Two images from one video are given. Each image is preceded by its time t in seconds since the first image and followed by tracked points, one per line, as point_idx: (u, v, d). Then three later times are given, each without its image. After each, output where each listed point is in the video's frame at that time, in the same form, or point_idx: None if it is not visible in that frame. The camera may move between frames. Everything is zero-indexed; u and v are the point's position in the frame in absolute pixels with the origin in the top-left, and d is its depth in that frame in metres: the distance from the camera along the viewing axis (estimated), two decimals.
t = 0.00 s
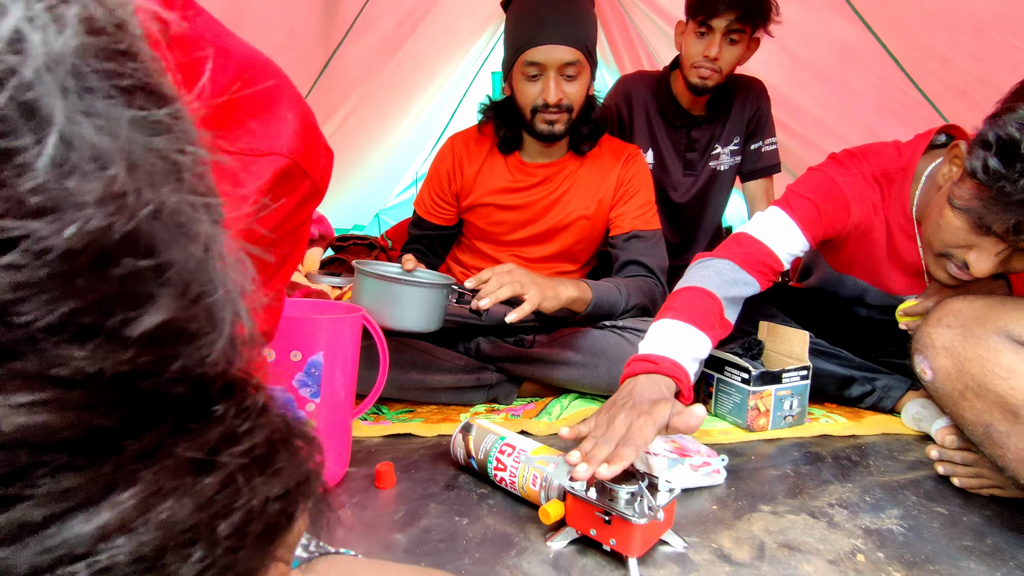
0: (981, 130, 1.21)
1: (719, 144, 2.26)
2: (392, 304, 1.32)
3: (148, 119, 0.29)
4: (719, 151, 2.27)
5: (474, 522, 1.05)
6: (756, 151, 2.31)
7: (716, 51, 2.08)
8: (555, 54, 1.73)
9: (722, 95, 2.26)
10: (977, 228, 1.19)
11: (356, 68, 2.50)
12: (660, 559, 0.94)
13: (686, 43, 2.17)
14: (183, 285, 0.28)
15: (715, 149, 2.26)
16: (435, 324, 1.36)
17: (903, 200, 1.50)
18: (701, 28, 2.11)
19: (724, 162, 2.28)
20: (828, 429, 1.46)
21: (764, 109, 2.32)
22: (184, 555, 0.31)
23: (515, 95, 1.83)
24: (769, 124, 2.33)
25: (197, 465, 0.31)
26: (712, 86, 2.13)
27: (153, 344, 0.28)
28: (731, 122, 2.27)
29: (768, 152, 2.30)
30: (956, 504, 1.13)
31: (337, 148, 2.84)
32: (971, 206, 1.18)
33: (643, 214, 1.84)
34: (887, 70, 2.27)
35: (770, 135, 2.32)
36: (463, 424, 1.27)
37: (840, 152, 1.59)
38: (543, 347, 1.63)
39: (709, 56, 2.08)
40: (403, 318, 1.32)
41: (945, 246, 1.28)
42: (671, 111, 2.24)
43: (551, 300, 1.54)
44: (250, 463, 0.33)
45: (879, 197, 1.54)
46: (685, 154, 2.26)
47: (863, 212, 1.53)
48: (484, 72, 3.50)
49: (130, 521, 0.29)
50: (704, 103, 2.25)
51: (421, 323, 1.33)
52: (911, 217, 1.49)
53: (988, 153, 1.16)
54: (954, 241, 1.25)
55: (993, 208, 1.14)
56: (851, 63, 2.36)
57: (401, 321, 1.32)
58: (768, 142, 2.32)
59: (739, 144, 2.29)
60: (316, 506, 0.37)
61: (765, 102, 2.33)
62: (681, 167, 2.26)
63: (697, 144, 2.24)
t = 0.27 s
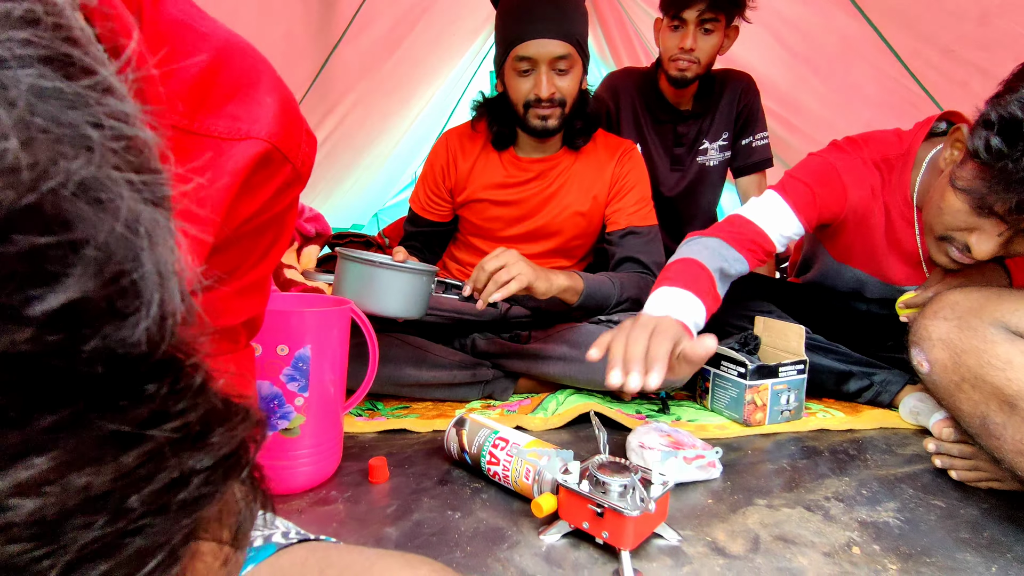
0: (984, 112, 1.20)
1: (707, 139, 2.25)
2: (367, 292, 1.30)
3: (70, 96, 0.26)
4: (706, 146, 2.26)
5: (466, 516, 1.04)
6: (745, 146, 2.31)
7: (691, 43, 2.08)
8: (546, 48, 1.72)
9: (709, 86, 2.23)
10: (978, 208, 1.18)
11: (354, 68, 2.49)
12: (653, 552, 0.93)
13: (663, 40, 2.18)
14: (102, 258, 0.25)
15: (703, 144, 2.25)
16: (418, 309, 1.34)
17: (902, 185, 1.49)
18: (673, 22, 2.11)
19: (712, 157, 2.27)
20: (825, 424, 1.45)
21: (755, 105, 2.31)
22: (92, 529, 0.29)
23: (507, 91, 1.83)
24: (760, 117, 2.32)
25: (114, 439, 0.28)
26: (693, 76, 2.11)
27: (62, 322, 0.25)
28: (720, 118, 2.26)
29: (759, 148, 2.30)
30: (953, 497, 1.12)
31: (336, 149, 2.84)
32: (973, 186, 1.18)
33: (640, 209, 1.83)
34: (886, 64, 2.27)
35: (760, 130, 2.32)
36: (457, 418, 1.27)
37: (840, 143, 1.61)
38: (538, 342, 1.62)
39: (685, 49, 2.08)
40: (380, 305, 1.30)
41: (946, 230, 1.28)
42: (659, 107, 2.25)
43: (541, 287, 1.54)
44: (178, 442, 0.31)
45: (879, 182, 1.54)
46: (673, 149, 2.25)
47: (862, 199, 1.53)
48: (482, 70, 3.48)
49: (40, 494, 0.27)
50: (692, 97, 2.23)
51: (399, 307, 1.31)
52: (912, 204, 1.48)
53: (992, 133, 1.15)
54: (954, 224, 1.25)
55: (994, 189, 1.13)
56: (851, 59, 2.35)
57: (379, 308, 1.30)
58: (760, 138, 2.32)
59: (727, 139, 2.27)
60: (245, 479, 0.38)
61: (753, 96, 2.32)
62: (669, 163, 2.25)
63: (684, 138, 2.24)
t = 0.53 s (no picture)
0: (982, 64, 1.25)
1: (701, 139, 2.25)
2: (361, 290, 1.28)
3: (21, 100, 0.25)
4: (701, 146, 2.25)
5: (464, 521, 1.03)
6: (740, 145, 2.30)
7: (677, 43, 2.08)
8: (542, 46, 1.72)
9: (701, 85, 2.23)
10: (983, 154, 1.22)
11: (352, 72, 2.48)
12: (653, 555, 0.92)
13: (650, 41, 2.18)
14: (51, 238, 0.25)
15: (697, 144, 2.25)
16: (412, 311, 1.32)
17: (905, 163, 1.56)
18: (659, 23, 2.12)
19: (707, 156, 2.26)
20: (826, 424, 1.44)
21: (749, 104, 2.31)
22: (44, 527, 0.28)
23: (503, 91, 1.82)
24: (755, 116, 2.30)
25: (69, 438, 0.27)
26: (683, 75, 2.10)
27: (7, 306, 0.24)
28: (714, 116, 2.26)
29: (754, 147, 2.28)
30: (956, 497, 1.11)
31: (334, 152, 2.83)
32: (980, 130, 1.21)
33: (637, 209, 1.82)
34: (887, 60, 2.27)
35: (755, 129, 2.29)
36: (454, 421, 1.26)
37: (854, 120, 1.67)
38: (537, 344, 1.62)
39: (672, 48, 2.08)
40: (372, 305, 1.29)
41: (955, 185, 1.31)
42: (653, 107, 2.24)
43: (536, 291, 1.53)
44: (140, 441, 0.30)
45: (881, 154, 1.59)
46: (666, 149, 2.24)
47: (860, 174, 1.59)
48: (480, 72, 3.48)
49: None
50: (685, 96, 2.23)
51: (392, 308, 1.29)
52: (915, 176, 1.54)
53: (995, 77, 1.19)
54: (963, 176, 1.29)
55: (1000, 130, 1.16)
56: (851, 57, 2.34)
57: (372, 308, 1.29)
58: (755, 137, 2.29)
59: (721, 139, 2.27)
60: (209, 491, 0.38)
61: (747, 95, 2.32)
62: (663, 163, 2.24)
63: (677, 138, 2.24)
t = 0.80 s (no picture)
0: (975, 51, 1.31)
1: (700, 140, 2.25)
2: (386, 307, 1.27)
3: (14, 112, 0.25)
4: (700, 147, 2.25)
5: (468, 526, 1.03)
6: (739, 146, 2.30)
7: (676, 45, 2.08)
8: (550, 47, 1.71)
9: (699, 86, 2.23)
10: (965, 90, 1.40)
11: (351, 76, 2.49)
12: (657, 559, 0.92)
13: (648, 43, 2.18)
14: (38, 241, 0.25)
15: (696, 145, 2.25)
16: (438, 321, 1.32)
17: (900, 141, 1.65)
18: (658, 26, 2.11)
19: (706, 157, 2.26)
20: (829, 425, 1.44)
21: (747, 104, 2.31)
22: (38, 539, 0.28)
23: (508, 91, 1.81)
24: (753, 116, 2.30)
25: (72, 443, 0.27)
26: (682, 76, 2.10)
27: None
28: (713, 116, 2.26)
29: (753, 148, 2.28)
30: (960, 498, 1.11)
31: (333, 156, 2.83)
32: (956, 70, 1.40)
33: (637, 209, 1.83)
34: (885, 59, 2.28)
35: (754, 131, 2.30)
36: (457, 426, 1.26)
37: (851, 104, 1.77)
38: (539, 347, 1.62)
39: (672, 51, 2.09)
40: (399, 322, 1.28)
41: (946, 126, 1.48)
42: (653, 108, 2.25)
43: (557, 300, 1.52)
44: (132, 454, 0.30)
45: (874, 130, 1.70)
46: (666, 151, 2.24)
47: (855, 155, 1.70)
48: (478, 75, 3.48)
49: None
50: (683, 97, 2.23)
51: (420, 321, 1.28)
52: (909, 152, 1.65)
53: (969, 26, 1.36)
54: (952, 117, 1.46)
55: (976, 63, 1.33)
56: (849, 56, 2.34)
57: (401, 325, 1.28)
58: (754, 138, 2.29)
59: (721, 140, 2.27)
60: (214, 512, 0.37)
61: (745, 96, 2.32)
62: (663, 164, 2.24)
63: (677, 140, 2.24)
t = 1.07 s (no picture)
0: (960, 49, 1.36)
1: (700, 139, 2.26)
2: (405, 317, 1.27)
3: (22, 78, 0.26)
4: (701, 146, 2.25)
5: (471, 526, 1.03)
6: (740, 145, 2.31)
7: (680, 44, 2.07)
8: (567, 53, 1.71)
9: (699, 86, 2.23)
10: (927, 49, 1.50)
11: (350, 78, 2.49)
12: (661, 558, 0.92)
13: (650, 43, 2.17)
14: (37, 204, 0.25)
15: (696, 145, 2.25)
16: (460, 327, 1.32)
17: (878, 130, 1.75)
18: (660, 26, 2.11)
19: (707, 156, 2.27)
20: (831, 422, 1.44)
21: (747, 103, 2.31)
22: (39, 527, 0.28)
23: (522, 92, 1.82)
24: (752, 116, 2.31)
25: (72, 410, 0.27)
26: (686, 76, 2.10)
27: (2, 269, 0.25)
28: (713, 116, 2.26)
29: (754, 147, 2.29)
30: (963, 494, 1.11)
31: (332, 157, 2.83)
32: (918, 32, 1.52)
33: (643, 216, 1.84)
34: (882, 59, 2.30)
35: (755, 129, 2.31)
36: (459, 426, 1.26)
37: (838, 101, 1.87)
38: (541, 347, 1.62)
39: (675, 51, 2.08)
40: (421, 331, 1.27)
41: (914, 87, 1.56)
42: (652, 108, 2.24)
43: (575, 304, 1.53)
44: (133, 425, 0.30)
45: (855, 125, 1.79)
46: (666, 150, 2.25)
47: (837, 144, 1.78)
48: (478, 76, 3.48)
49: None
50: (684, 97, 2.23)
51: (442, 328, 1.28)
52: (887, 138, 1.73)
53: None
54: (921, 78, 1.54)
55: (930, 22, 1.48)
56: (847, 54, 2.35)
57: (422, 334, 1.27)
58: (755, 137, 2.30)
59: (721, 139, 2.27)
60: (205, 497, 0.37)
61: (746, 95, 2.32)
62: (663, 164, 2.25)
63: (677, 139, 2.24)
